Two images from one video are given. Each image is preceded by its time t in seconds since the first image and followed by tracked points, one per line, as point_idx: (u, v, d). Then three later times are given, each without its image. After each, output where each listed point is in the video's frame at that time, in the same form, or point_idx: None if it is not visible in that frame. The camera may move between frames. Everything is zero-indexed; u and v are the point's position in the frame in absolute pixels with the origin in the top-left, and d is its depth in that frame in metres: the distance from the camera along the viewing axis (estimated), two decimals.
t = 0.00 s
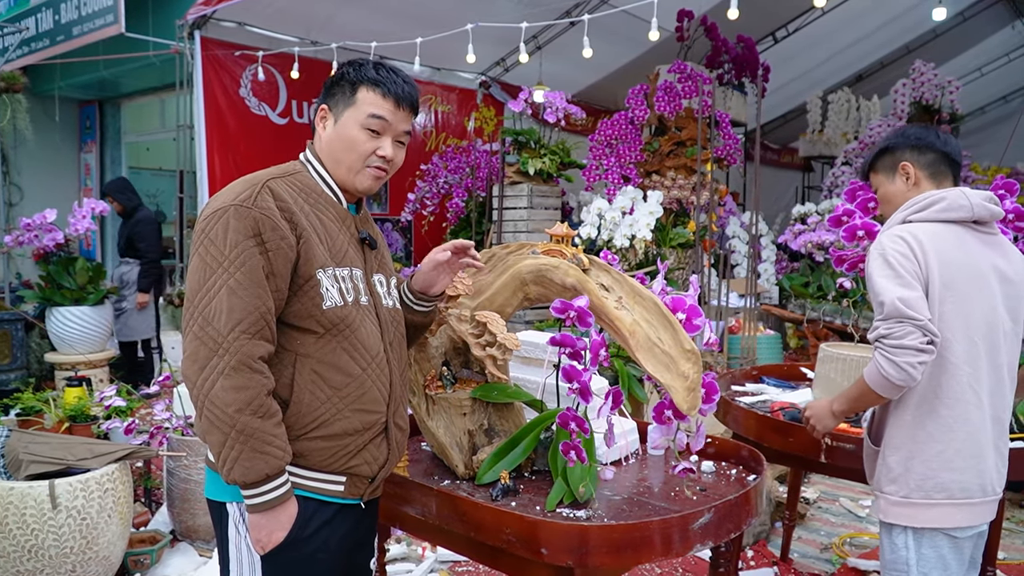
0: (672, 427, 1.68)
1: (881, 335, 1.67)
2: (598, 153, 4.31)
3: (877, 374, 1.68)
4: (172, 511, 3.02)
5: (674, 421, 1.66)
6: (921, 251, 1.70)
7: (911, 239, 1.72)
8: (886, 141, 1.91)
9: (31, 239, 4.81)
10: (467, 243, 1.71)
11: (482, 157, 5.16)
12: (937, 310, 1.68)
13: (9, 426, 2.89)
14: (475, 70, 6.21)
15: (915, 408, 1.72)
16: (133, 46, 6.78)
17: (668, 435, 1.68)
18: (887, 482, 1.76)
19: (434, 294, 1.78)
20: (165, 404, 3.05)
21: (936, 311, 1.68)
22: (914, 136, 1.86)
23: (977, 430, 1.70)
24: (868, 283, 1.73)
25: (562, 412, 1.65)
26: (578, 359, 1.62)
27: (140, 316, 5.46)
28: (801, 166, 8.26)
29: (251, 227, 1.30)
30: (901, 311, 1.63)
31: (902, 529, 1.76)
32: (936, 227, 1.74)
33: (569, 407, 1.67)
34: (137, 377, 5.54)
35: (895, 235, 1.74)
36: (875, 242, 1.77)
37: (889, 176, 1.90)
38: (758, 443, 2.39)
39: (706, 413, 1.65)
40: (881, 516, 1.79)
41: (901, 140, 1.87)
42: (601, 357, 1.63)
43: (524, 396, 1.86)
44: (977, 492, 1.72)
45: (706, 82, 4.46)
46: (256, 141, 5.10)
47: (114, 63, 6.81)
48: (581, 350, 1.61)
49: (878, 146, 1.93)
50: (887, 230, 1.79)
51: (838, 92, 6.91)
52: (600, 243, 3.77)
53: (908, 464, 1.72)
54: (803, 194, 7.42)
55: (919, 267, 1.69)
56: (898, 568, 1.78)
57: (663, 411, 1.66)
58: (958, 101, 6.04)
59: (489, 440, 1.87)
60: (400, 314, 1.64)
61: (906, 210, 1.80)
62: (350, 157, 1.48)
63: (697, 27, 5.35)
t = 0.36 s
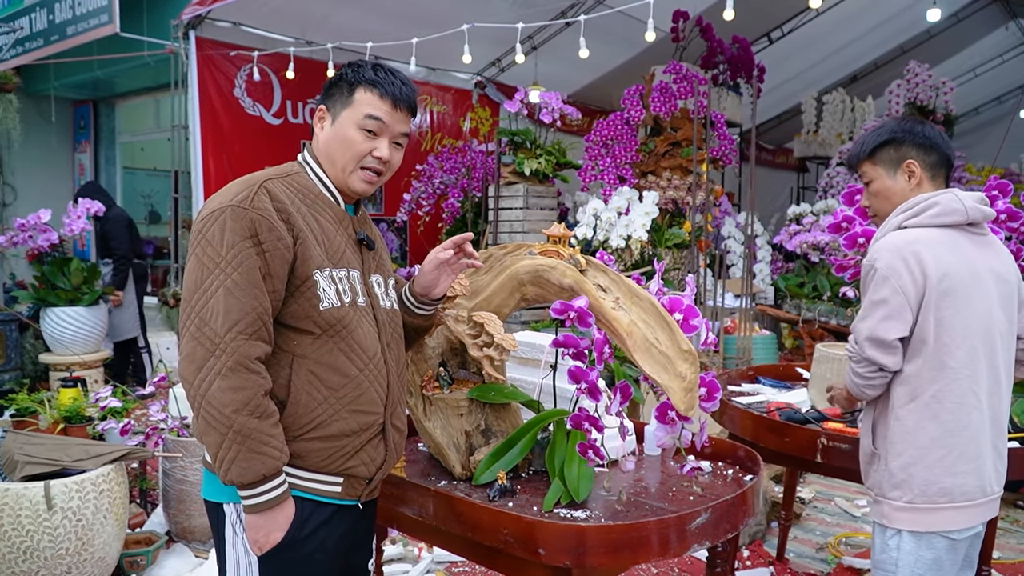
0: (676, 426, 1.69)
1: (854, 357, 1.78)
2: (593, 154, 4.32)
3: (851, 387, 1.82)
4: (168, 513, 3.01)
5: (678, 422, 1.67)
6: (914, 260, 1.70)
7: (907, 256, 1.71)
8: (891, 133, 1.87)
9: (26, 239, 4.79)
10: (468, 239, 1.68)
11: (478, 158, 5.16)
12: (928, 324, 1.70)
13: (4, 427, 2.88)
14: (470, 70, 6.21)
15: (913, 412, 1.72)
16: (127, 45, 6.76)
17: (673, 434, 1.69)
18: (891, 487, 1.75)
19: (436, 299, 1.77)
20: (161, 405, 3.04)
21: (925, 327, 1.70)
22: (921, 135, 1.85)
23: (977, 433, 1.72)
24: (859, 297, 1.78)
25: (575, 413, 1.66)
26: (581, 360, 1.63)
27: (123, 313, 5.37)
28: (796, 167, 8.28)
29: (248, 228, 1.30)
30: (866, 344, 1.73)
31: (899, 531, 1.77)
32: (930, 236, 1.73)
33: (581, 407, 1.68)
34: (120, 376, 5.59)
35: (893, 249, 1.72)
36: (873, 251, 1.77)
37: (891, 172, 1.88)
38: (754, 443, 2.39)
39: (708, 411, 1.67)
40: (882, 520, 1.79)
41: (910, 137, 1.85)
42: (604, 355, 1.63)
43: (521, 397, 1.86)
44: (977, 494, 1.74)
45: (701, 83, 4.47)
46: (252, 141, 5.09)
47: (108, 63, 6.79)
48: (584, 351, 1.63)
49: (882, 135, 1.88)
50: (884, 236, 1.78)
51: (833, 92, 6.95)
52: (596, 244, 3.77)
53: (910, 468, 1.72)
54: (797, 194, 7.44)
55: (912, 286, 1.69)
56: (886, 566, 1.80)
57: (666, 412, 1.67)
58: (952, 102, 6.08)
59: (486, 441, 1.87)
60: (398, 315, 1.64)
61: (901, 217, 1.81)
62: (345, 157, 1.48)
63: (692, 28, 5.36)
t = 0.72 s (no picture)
0: (671, 427, 1.68)
1: (844, 355, 1.84)
2: (589, 154, 4.32)
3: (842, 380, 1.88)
4: (164, 513, 3.01)
5: (673, 421, 1.66)
6: (896, 262, 1.73)
7: (887, 259, 1.74)
8: (896, 134, 1.87)
9: (20, 239, 4.77)
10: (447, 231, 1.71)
11: (473, 158, 5.16)
12: (912, 323, 1.72)
13: None
14: (466, 70, 6.21)
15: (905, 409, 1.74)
16: (122, 45, 6.74)
17: (666, 435, 1.68)
18: (880, 480, 1.78)
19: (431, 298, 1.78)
20: (158, 405, 3.04)
21: (911, 325, 1.72)
22: (926, 140, 1.86)
23: (967, 428, 1.72)
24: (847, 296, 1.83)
25: (558, 413, 1.64)
26: (573, 359, 1.63)
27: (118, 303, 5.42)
28: (791, 167, 8.31)
29: (248, 228, 1.30)
30: (857, 347, 1.78)
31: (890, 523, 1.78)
32: (911, 237, 1.75)
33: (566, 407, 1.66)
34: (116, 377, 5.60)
35: (874, 253, 1.76)
36: (859, 252, 1.81)
37: (891, 173, 1.89)
38: (751, 442, 2.40)
39: (704, 412, 1.67)
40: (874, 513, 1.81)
41: (915, 141, 1.86)
42: (596, 356, 1.64)
43: (518, 397, 1.87)
44: (969, 488, 1.73)
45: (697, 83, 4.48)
46: (247, 142, 5.09)
47: (102, 62, 6.78)
48: (576, 351, 1.62)
49: (887, 135, 1.88)
50: (872, 238, 1.81)
51: (827, 93, 6.98)
52: (593, 244, 3.78)
53: (899, 462, 1.73)
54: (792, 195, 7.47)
55: (894, 287, 1.72)
56: (877, 558, 1.83)
57: (660, 412, 1.67)
58: (946, 103, 6.11)
59: (484, 441, 1.87)
60: (395, 316, 1.64)
61: (892, 219, 1.84)
62: (344, 157, 1.48)
63: (687, 28, 5.38)
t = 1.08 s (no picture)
0: (673, 425, 1.67)
1: (849, 349, 1.76)
2: (584, 154, 4.33)
3: (839, 381, 1.79)
4: (159, 514, 3.00)
5: (675, 421, 1.66)
6: (907, 257, 1.73)
7: (902, 253, 1.73)
8: (900, 134, 1.87)
9: (13, 239, 4.75)
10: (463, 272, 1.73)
11: (469, 158, 5.15)
12: (922, 318, 1.72)
13: None
14: (461, 70, 6.20)
15: (908, 405, 1.74)
16: (115, 44, 6.72)
17: (669, 434, 1.67)
18: (882, 475, 1.77)
19: (425, 308, 1.77)
20: (153, 406, 3.03)
21: (920, 321, 1.72)
22: (928, 141, 1.87)
23: (967, 423, 1.73)
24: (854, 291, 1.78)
25: (571, 412, 1.66)
26: (577, 359, 1.63)
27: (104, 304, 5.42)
28: (785, 167, 8.33)
29: (243, 230, 1.30)
30: (875, 336, 1.70)
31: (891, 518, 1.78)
32: (919, 233, 1.76)
33: (579, 406, 1.68)
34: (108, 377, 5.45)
35: (888, 247, 1.75)
36: (868, 248, 1.79)
37: (894, 172, 1.88)
38: (746, 442, 2.41)
39: (703, 410, 1.67)
40: (874, 508, 1.80)
41: (917, 142, 1.86)
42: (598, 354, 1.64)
43: (514, 396, 1.87)
44: (969, 483, 1.74)
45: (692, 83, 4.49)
46: (241, 142, 5.08)
47: (96, 62, 6.76)
48: (579, 350, 1.63)
49: (890, 135, 1.87)
50: (879, 236, 1.80)
51: (821, 93, 7.00)
52: (588, 243, 3.78)
53: (902, 457, 1.74)
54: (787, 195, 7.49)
55: (905, 280, 1.71)
56: (876, 553, 1.82)
57: (661, 412, 1.66)
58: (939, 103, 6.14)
59: (480, 441, 1.87)
60: (390, 316, 1.64)
61: (894, 217, 1.83)
62: (353, 160, 1.48)
63: (682, 29, 5.39)
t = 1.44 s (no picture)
0: (666, 424, 1.68)
1: (880, 359, 1.65)
2: (580, 154, 4.33)
3: (866, 395, 1.69)
4: (154, 515, 2.99)
5: (669, 419, 1.66)
6: (938, 263, 1.65)
7: (938, 259, 1.65)
8: (898, 131, 1.81)
9: (7, 239, 4.73)
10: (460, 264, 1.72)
11: (464, 158, 5.14)
12: (951, 325, 1.66)
13: None
14: (456, 69, 6.20)
15: (940, 416, 1.68)
16: (109, 43, 6.69)
17: (662, 432, 1.68)
18: (914, 490, 1.69)
19: (421, 304, 1.78)
20: (148, 406, 3.02)
21: (950, 329, 1.66)
22: (926, 137, 1.82)
23: (983, 430, 1.73)
24: (888, 297, 1.66)
25: (553, 413, 1.65)
26: (568, 358, 1.62)
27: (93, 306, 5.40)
28: (779, 167, 8.35)
29: (241, 228, 1.30)
30: (915, 348, 1.61)
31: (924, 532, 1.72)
32: (945, 237, 1.69)
33: (561, 406, 1.67)
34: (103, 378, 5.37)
35: (924, 252, 1.65)
36: (899, 252, 1.68)
37: (892, 171, 1.83)
38: (743, 441, 2.42)
39: (699, 408, 1.66)
40: (904, 525, 1.72)
41: (915, 139, 1.81)
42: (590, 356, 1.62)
43: (510, 395, 1.86)
44: (983, 490, 1.75)
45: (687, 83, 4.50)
46: (235, 141, 5.06)
47: (89, 61, 6.74)
48: (571, 350, 1.62)
49: (888, 132, 1.82)
50: (902, 240, 1.71)
51: (816, 94, 7.02)
52: (583, 243, 3.79)
53: (934, 470, 1.68)
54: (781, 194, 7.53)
55: (939, 287, 1.64)
56: (909, 571, 1.74)
57: (655, 410, 1.66)
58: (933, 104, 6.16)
59: (477, 441, 1.87)
60: (387, 313, 1.63)
61: (909, 218, 1.75)
62: (365, 164, 1.50)
63: (677, 28, 5.40)
